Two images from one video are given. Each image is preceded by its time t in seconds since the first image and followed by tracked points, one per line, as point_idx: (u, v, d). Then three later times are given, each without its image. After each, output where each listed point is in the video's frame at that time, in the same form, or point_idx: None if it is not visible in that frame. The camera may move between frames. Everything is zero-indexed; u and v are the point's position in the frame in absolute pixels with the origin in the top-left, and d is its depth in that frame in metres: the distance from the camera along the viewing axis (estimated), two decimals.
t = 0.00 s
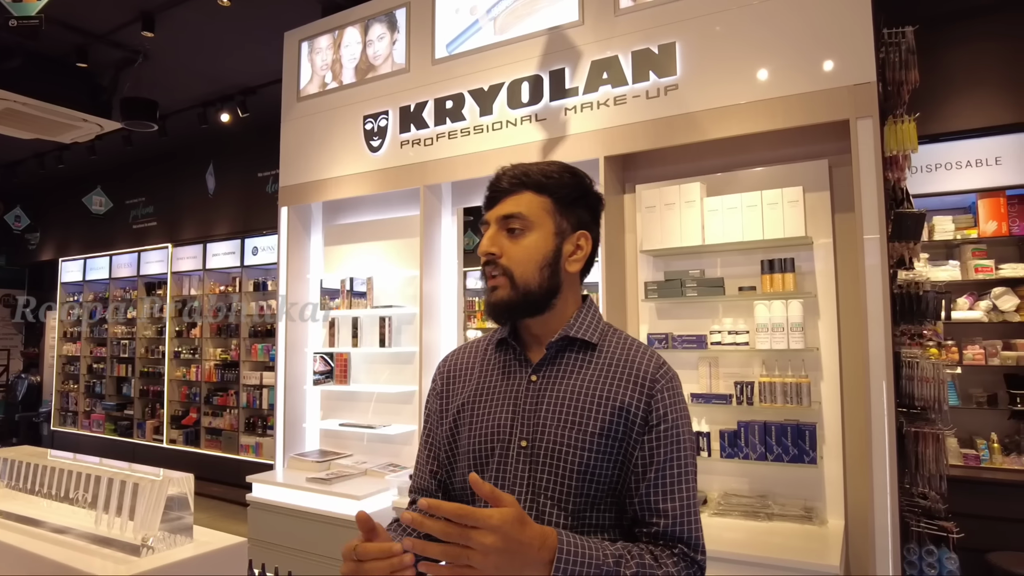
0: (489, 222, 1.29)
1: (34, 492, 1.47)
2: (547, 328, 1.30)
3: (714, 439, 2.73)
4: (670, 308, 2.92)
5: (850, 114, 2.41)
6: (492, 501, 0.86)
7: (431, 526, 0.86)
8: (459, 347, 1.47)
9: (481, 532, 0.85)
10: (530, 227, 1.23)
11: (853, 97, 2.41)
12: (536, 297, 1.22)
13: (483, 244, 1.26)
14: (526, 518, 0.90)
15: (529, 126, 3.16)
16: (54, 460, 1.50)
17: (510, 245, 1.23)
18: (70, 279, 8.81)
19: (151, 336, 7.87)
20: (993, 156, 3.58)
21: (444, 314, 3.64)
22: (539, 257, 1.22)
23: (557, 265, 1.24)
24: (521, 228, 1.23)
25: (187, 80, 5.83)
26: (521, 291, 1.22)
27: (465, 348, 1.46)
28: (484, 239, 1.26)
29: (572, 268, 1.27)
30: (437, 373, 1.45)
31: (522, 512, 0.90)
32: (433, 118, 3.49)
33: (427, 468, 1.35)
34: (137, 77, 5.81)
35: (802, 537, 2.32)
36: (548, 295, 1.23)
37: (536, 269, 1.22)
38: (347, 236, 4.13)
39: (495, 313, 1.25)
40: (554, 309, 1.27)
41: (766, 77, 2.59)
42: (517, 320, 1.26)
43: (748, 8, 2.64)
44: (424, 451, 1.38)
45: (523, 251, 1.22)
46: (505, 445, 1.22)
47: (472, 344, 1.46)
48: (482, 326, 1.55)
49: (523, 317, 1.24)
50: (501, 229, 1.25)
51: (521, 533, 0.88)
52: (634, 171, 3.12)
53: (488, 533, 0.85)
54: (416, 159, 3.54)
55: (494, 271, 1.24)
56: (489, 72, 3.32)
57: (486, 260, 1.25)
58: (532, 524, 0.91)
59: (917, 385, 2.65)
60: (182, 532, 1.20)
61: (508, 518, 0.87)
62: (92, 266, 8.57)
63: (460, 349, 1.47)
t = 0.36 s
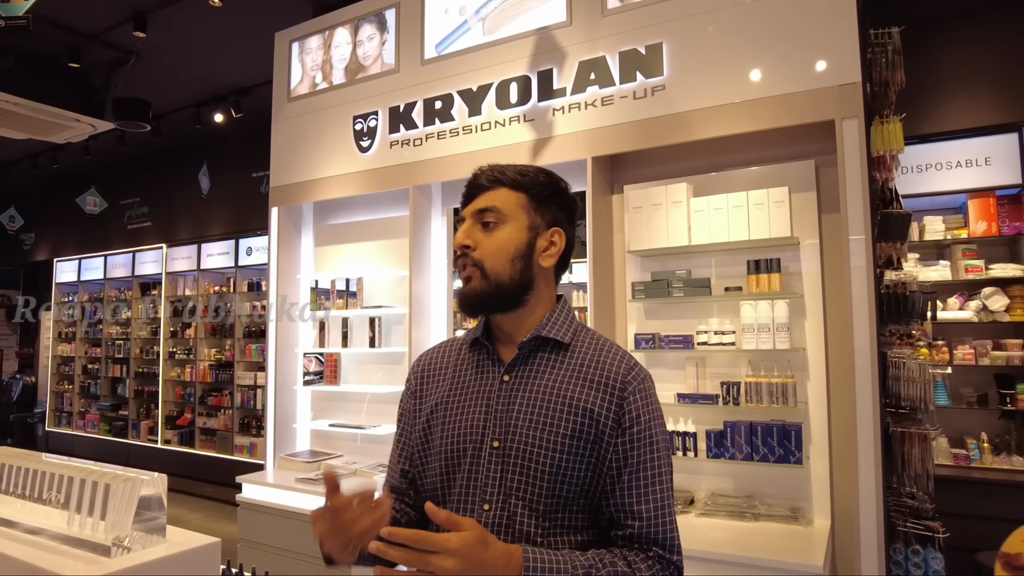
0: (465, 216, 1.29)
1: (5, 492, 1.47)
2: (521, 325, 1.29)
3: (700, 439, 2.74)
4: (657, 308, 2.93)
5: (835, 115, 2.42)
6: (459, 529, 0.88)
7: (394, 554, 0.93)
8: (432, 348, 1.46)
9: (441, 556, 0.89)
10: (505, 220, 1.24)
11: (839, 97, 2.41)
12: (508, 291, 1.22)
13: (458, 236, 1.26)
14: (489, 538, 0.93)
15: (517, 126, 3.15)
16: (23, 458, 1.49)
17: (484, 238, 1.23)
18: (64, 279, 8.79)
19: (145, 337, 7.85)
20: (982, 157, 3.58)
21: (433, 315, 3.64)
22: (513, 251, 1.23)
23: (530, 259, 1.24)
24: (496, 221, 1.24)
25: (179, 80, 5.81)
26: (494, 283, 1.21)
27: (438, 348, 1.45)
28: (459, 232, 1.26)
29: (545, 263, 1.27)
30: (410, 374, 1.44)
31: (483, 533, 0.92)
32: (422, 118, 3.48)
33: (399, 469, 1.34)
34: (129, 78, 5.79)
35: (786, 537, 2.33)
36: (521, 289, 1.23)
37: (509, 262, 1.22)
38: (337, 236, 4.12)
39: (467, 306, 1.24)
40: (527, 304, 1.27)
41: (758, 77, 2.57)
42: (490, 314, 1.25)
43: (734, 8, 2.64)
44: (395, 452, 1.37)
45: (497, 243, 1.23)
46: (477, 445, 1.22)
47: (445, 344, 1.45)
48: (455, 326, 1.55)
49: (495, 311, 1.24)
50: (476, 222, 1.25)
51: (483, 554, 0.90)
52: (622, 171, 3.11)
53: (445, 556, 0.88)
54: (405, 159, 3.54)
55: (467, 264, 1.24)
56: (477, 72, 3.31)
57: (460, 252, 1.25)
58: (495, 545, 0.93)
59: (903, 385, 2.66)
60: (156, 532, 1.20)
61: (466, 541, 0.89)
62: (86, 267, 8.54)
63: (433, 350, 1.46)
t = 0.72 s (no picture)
0: (451, 228, 1.29)
1: None
2: (516, 330, 1.29)
3: (698, 439, 2.74)
4: (654, 308, 2.92)
5: (832, 115, 2.41)
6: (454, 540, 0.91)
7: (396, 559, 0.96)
8: (423, 347, 1.46)
9: (437, 561, 0.91)
10: (491, 230, 1.24)
11: (835, 98, 2.41)
12: (503, 300, 1.23)
13: (446, 251, 1.27)
14: (485, 542, 0.95)
15: (515, 127, 3.16)
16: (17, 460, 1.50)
17: (472, 249, 1.24)
18: (67, 280, 8.81)
19: (147, 338, 7.86)
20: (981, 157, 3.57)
21: (432, 315, 3.64)
22: (501, 260, 1.23)
23: (520, 265, 1.24)
24: (482, 232, 1.24)
25: (180, 81, 5.82)
26: (487, 295, 1.22)
27: (429, 348, 1.45)
28: (447, 246, 1.26)
29: (535, 267, 1.28)
30: (400, 373, 1.43)
31: (479, 537, 0.94)
32: (420, 119, 3.49)
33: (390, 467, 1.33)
34: (129, 79, 5.80)
35: (782, 537, 2.33)
36: (513, 297, 1.24)
37: (500, 271, 1.22)
38: (335, 237, 4.13)
39: (464, 318, 1.25)
40: (522, 310, 1.27)
41: (758, 78, 2.57)
42: (485, 325, 1.26)
43: (730, 9, 2.64)
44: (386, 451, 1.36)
45: (486, 254, 1.23)
46: (472, 444, 1.22)
47: (436, 343, 1.45)
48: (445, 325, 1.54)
49: (492, 320, 1.25)
50: (462, 234, 1.25)
51: (478, 557, 0.92)
52: (619, 171, 3.12)
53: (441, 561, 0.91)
54: (403, 160, 3.54)
55: (460, 277, 1.24)
56: (475, 73, 3.32)
57: (451, 267, 1.25)
58: (491, 548, 0.95)
59: (901, 386, 2.65)
60: (148, 532, 1.18)
61: (460, 545, 0.91)
62: (88, 267, 8.56)
63: (423, 348, 1.46)
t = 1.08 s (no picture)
0: (449, 231, 1.29)
1: (11, 492, 1.51)
2: (516, 332, 1.31)
3: (705, 442, 2.73)
4: (661, 311, 2.92)
5: (839, 116, 2.40)
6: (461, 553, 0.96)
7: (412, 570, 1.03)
8: (422, 350, 1.46)
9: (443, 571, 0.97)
10: (490, 232, 1.24)
11: (843, 99, 2.40)
12: (503, 302, 1.23)
13: (445, 254, 1.27)
14: (491, 552, 0.99)
15: (522, 130, 3.17)
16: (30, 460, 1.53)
17: (472, 252, 1.24)
18: (81, 283, 8.92)
19: (160, 339, 7.93)
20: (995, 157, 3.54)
21: (439, 318, 3.65)
22: (501, 262, 1.23)
23: (520, 268, 1.25)
24: (482, 234, 1.24)
25: (191, 85, 5.88)
26: (487, 297, 1.23)
27: (428, 351, 1.45)
28: (446, 249, 1.26)
29: (535, 269, 1.29)
30: (400, 377, 1.43)
31: (484, 548, 0.99)
32: (428, 123, 3.51)
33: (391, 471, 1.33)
34: (142, 84, 5.88)
35: (790, 542, 2.31)
36: (514, 298, 1.24)
37: (500, 274, 1.23)
38: (344, 240, 4.15)
39: (464, 322, 1.26)
40: (522, 313, 1.28)
41: (768, 79, 2.56)
42: (485, 327, 1.26)
43: (737, 10, 2.64)
44: (387, 455, 1.36)
45: (486, 256, 1.23)
46: (473, 449, 1.22)
47: (437, 346, 1.45)
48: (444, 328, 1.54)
49: (492, 323, 1.25)
50: (462, 237, 1.26)
51: (483, 568, 0.96)
52: (626, 174, 3.11)
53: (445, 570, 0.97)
54: (411, 164, 3.56)
55: (459, 280, 1.24)
56: (482, 76, 3.33)
57: (450, 270, 1.26)
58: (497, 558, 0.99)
59: (911, 389, 2.66)
60: (155, 532, 1.19)
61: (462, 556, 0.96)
62: (102, 270, 8.65)
63: (423, 352, 1.46)
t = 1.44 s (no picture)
0: (463, 229, 1.31)
1: (41, 492, 1.56)
2: (522, 335, 1.32)
3: (725, 446, 2.72)
4: (680, 314, 2.91)
5: (859, 117, 2.38)
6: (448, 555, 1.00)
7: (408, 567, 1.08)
8: (439, 354, 1.50)
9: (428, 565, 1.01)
10: (503, 233, 1.26)
11: (863, 99, 2.38)
12: (511, 303, 1.25)
13: (458, 250, 1.29)
14: (475, 552, 1.02)
15: (539, 134, 3.19)
16: (62, 463, 1.59)
17: (483, 251, 1.26)
18: (108, 287, 9.13)
19: (184, 342, 8.08)
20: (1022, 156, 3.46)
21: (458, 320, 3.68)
22: (512, 263, 1.25)
23: (530, 271, 1.27)
24: (495, 234, 1.27)
25: (214, 92, 6.00)
26: (495, 298, 1.24)
27: (445, 355, 1.49)
28: (458, 246, 1.28)
29: (546, 273, 1.30)
30: (418, 381, 1.48)
31: (468, 547, 1.02)
32: (446, 127, 3.54)
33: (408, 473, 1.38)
34: (167, 91, 6.01)
35: (811, 546, 2.29)
36: (522, 301, 1.26)
37: (510, 275, 1.25)
38: (363, 243, 4.20)
39: (472, 321, 1.28)
40: (529, 316, 1.29)
41: (787, 79, 2.54)
42: (492, 328, 1.28)
43: (756, 11, 2.63)
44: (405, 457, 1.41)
45: (497, 256, 1.25)
46: (479, 451, 1.25)
47: (453, 350, 1.49)
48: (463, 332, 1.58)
49: (499, 324, 1.27)
50: (475, 236, 1.28)
51: (464, 566, 0.99)
52: (644, 176, 3.11)
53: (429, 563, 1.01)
54: (429, 168, 3.60)
55: (470, 279, 1.26)
56: (500, 80, 3.35)
57: (461, 267, 1.28)
58: (482, 559, 1.01)
59: (935, 393, 2.62)
60: (177, 532, 1.23)
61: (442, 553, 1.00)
62: (129, 274, 8.84)
63: (440, 356, 1.50)
